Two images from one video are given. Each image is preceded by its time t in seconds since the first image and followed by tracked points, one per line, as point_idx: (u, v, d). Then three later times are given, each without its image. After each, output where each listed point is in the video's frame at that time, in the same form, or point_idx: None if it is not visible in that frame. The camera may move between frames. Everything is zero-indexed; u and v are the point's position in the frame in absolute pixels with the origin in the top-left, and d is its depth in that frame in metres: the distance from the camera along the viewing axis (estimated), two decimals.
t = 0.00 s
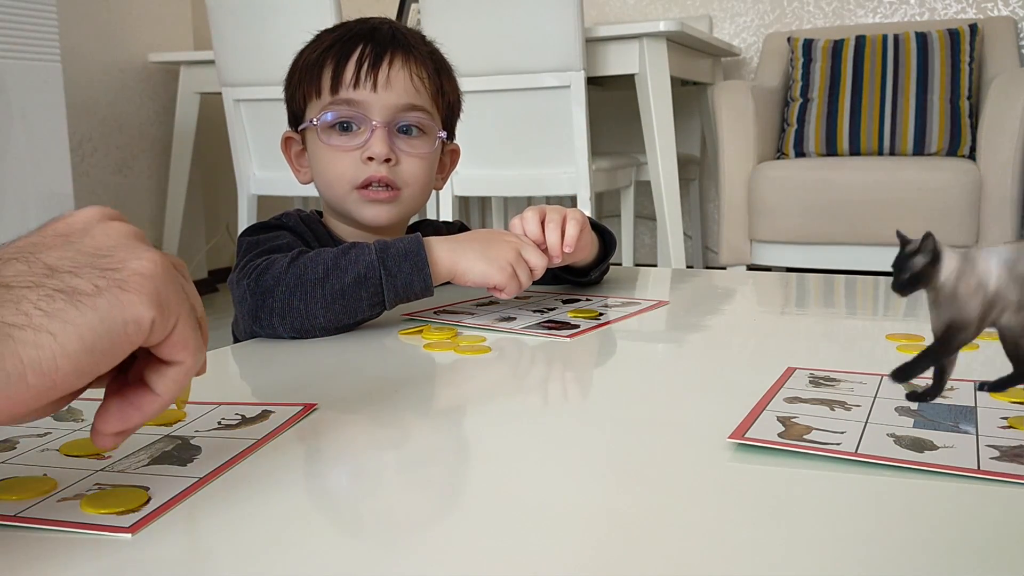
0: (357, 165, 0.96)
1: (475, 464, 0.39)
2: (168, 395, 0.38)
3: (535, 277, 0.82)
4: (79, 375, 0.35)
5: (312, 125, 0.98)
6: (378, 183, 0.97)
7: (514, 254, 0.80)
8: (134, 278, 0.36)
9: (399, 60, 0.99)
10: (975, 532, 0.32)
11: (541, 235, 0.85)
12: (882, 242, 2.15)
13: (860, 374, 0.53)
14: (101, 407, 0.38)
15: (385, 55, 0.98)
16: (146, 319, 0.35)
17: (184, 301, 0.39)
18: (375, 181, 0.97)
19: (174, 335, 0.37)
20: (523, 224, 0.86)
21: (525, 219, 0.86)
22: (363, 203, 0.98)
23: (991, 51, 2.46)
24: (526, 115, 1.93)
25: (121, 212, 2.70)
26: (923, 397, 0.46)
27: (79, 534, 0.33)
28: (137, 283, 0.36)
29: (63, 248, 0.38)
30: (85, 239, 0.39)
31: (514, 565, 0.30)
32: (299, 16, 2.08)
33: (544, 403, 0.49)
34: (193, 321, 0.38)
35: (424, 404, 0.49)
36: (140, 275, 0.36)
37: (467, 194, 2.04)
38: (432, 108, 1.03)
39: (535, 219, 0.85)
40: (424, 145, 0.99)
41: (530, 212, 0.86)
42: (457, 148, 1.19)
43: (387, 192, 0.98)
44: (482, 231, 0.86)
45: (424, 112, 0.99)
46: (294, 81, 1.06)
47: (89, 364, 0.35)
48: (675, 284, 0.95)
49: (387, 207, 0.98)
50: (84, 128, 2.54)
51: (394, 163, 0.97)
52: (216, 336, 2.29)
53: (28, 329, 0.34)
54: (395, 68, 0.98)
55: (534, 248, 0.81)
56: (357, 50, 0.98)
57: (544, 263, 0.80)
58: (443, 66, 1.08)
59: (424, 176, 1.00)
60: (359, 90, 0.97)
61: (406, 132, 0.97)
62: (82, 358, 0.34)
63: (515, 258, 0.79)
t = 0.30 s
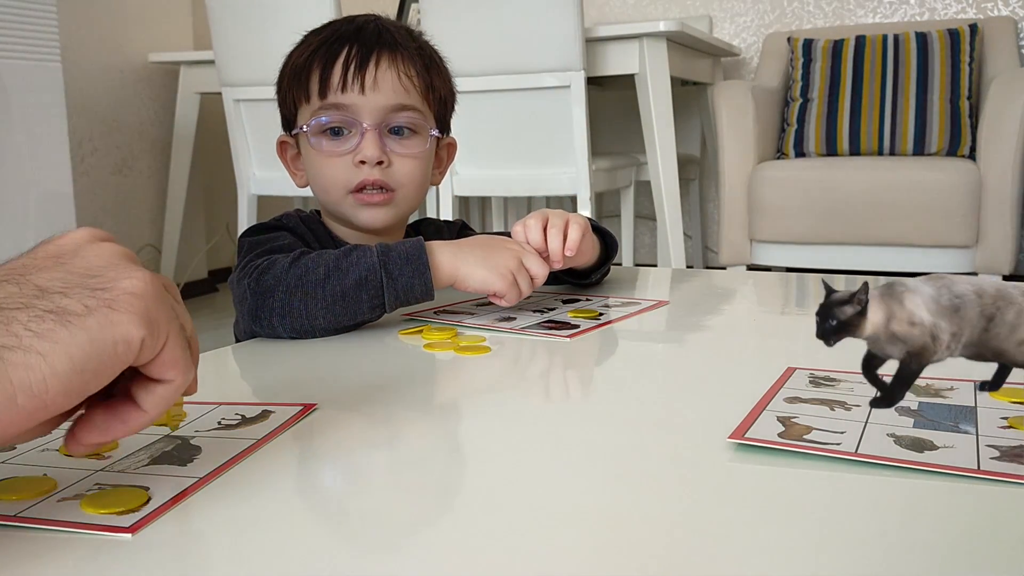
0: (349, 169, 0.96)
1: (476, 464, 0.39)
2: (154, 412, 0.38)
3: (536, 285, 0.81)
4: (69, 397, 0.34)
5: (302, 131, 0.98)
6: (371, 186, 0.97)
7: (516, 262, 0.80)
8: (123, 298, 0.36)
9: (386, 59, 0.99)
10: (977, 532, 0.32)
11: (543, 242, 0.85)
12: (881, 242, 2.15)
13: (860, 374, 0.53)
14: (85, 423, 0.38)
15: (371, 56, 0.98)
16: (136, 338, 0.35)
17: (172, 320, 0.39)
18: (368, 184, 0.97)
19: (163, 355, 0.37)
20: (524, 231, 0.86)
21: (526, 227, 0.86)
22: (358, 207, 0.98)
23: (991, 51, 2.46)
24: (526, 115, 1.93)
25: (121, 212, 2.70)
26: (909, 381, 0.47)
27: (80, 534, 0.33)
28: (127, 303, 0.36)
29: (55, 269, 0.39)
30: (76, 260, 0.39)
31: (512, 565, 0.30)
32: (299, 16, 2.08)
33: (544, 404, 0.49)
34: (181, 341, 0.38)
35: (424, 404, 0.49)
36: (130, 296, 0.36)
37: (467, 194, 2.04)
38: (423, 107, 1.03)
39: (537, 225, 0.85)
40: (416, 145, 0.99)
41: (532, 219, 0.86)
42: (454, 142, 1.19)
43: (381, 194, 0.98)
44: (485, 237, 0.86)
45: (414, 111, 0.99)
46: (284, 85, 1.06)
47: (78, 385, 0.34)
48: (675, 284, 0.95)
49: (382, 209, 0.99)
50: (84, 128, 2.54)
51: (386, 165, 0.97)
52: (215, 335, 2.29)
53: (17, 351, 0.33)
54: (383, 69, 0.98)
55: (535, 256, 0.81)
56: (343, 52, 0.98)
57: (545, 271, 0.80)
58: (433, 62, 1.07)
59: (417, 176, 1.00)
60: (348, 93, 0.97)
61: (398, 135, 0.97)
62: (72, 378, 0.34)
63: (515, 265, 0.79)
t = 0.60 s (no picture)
0: (344, 175, 0.96)
1: (475, 464, 0.39)
2: (114, 393, 0.37)
3: (537, 283, 0.82)
4: (27, 382, 0.33)
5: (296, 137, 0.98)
6: (367, 191, 0.97)
7: (516, 261, 0.80)
8: (67, 281, 0.36)
9: (378, 62, 0.99)
10: (976, 532, 0.32)
11: (544, 239, 0.85)
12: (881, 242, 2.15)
13: (860, 374, 0.53)
14: (44, 405, 0.36)
15: (363, 59, 0.98)
16: (84, 316, 0.35)
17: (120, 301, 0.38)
18: (364, 189, 0.97)
19: (116, 336, 0.37)
20: (526, 228, 0.86)
21: (528, 223, 0.86)
22: (354, 212, 0.99)
23: (991, 51, 2.46)
24: (526, 116, 1.93)
25: (121, 212, 2.70)
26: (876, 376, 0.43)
27: (79, 534, 0.33)
28: (71, 285, 0.35)
29: None
30: (18, 260, 0.39)
31: (511, 565, 0.30)
32: (299, 16, 2.08)
33: (543, 404, 0.49)
34: (133, 321, 0.38)
35: (423, 404, 0.49)
36: (73, 278, 0.36)
37: (468, 194, 2.04)
38: (417, 109, 1.03)
39: (538, 223, 0.85)
40: (411, 149, 0.99)
41: (533, 216, 0.86)
42: (452, 140, 1.19)
43: (377, 199, 0.98)
44: (486, 234, 0.86)
45: (408, 114, 0.99)
46: (277, 88, 1.06)
47: (34, 369, 0.33)
48: (675, 284, 0.95)
49: (378, 214, 0.99)
50: (84, 128, 2.54)
51: (381, 170, 0.97)
52: (216, 336, 2.29)
53: None
54: (375, 73, 0.98)
55: (535, 255, 0.81)
56: (335, 56, 0.98)
57: (545, 269, 0.80)
58: (427, 62, 1.07)
59: (413, 179, 1.00)
60: (341, 99, 0.97)
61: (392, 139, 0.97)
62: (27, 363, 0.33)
63: (515, 264, 0.79)
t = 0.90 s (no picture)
0: (345, 180, 0.96)
1: (475, 465, 0.39)
2: (98, 416, 0.37)
3: (537, 285, 0.82)
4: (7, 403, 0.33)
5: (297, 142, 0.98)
6: (368, 197, 0.97)
7: (516, 263, 0.80)
8: (46, 305, 0.36)
9: (379, 67, 0.98)
10: (976, 533, 0.32)
11: (544, 241, 0.85)
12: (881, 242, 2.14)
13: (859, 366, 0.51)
14: (25, 434, 0.36)
15: (364, 64, 0.97)
16: (66, 339, 0.35)
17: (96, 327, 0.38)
18: (365, 195, 0.97)
19: (97, 360, 0.37)
20: (526, 230, 0.86)
21: (528, 225, 0.86)
22: (355, 217, 0.99)
23: (991, 51, 2.46)
24: (526, 116, 1.93)
25: (121, 212, 2.70)
26: (802, 376, 0.45)
27: (79, 535, 0.33)
28: (50, 309, 0.36)
29: None
30: None
31: (510, 566, 0.30)
32: (299, 16, 2.08)
33: (544, 404, 0.49)
34: (112, 346, 0.38)
35: (424, 404, 0.49)
36: (52, 302, 0.36)
37: (468, 194, 2.04)
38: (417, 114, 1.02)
39: (538, 225, 0.85)
40: (412, 154, 0.99)
41: (534, 218, 0.86)
42: (453, 140, 1.19)
43: (377, 204, 0.98)
44: (486, 236, 0.86)
45: (409, 120, 0.99)
46: (278, 90, 1.05)
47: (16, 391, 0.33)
48: (674, 284, 0.95)
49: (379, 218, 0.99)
50: (84, 128, 2.54)
51: (382, 175, 0.97)
52: (216, 336, 2.29)
53: None
54: (376, 78, 0.97)
55: (536, 256, 0.81)
56: (336, 61, 0.97)
57: (546, 271, 0.80)
58: (427, 64, 1.07)
59: (414, 184, 1.00)
60: (341, 104, 0.96)
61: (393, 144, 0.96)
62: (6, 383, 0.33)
63: (515, 266, 0.79)
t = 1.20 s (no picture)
0: (354, 186, 0.97)
1: (474, 464, 0.39)
2: (93, 425, 0.37)
3: (537, 289, 0.81)
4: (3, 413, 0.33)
5: (306, 146, 0.98)
6: (377, 203, 0.98)
7: (518, 268, 0.79)
8: (42, 314, 0.36)
9: (391, 74, 0.98)
10: (976, 533, 0.32)
11: (544, 247, 0.85)
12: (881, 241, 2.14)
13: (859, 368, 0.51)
14: (20, 443, 0.35)
15: (376, 70, 0.97)
16: (63, 347, 0.35)
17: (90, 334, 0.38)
18: (373, 201, 0.98)
19: (92, 367, 0.37)
20: (526, 235, 0.86)
21: (528, 230, 0.86)
22: (362, 222, 1.00)
23: (991, 51, 2.46)
24: (526, 115, 1.93)
25: (121, 212, 2.70)
26: (801, 385, 0.45)
27: (80, 535, 0.33)
28: (46, 317, 0.36)
29: None
30: None
31: (509, 565, 0.30)
32: (299, 16, 2.08)
33: (545, 403, 0.49)
34: (108, 353, 0.38)
35: (423, 403, 0.49)
36: (47, 310, 0.36)
37: (468, 194, 2.04)
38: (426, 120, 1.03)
39: (539, 230, 0.86)
40: (421, 161, 0.99)
41: (534, 223, 0.87)
42: (456, 142, 1.19)
43: (385, 210, 0.99)
44: (486, 240, 0.86)
45: (419, 127, 1.00)
46: (282, 89, 1.05)
47: (13, 401, 0.33)
48: (674, 284, 0.95)
49: (386, 224, 1.00)
50: (84, 128, 2.54)
51: (391, 182, 0.98)
52: (216, 336, 2.29)
53: None
54: (388, 85, 0.97)
55: (537, 261, 0.81)
56: (348, 65, 0.97)
57: (546, 276, 0.80)
58: (435, 68, 1.07)
59: (421, 190, 1.01)
60: (353, 110, 0.96)
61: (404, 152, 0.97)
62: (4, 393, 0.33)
63: (516, 271, 0.78)
